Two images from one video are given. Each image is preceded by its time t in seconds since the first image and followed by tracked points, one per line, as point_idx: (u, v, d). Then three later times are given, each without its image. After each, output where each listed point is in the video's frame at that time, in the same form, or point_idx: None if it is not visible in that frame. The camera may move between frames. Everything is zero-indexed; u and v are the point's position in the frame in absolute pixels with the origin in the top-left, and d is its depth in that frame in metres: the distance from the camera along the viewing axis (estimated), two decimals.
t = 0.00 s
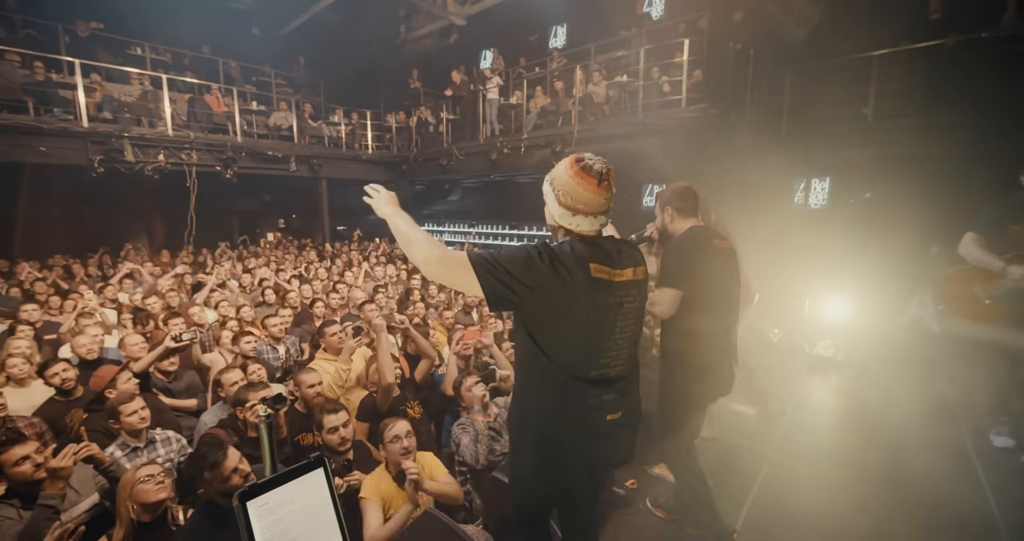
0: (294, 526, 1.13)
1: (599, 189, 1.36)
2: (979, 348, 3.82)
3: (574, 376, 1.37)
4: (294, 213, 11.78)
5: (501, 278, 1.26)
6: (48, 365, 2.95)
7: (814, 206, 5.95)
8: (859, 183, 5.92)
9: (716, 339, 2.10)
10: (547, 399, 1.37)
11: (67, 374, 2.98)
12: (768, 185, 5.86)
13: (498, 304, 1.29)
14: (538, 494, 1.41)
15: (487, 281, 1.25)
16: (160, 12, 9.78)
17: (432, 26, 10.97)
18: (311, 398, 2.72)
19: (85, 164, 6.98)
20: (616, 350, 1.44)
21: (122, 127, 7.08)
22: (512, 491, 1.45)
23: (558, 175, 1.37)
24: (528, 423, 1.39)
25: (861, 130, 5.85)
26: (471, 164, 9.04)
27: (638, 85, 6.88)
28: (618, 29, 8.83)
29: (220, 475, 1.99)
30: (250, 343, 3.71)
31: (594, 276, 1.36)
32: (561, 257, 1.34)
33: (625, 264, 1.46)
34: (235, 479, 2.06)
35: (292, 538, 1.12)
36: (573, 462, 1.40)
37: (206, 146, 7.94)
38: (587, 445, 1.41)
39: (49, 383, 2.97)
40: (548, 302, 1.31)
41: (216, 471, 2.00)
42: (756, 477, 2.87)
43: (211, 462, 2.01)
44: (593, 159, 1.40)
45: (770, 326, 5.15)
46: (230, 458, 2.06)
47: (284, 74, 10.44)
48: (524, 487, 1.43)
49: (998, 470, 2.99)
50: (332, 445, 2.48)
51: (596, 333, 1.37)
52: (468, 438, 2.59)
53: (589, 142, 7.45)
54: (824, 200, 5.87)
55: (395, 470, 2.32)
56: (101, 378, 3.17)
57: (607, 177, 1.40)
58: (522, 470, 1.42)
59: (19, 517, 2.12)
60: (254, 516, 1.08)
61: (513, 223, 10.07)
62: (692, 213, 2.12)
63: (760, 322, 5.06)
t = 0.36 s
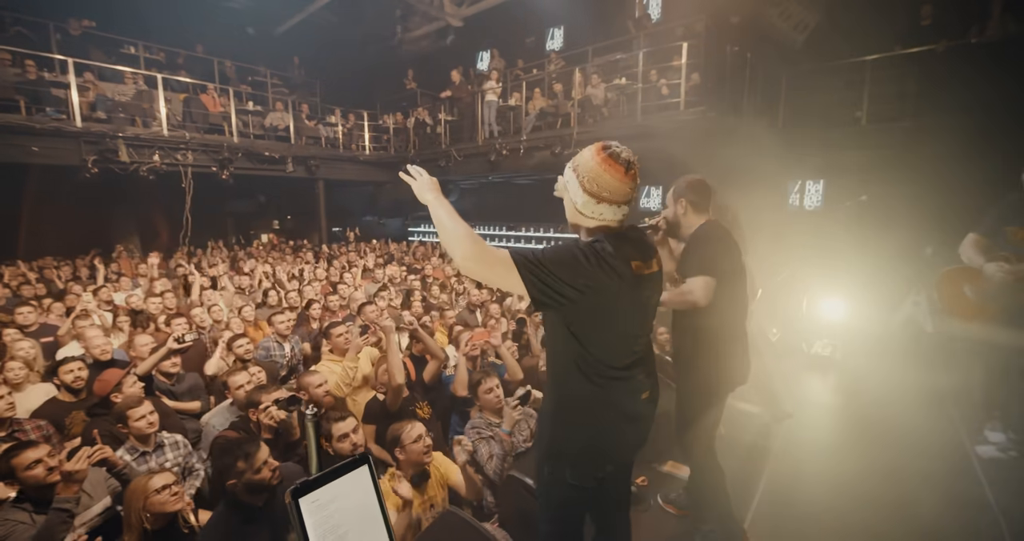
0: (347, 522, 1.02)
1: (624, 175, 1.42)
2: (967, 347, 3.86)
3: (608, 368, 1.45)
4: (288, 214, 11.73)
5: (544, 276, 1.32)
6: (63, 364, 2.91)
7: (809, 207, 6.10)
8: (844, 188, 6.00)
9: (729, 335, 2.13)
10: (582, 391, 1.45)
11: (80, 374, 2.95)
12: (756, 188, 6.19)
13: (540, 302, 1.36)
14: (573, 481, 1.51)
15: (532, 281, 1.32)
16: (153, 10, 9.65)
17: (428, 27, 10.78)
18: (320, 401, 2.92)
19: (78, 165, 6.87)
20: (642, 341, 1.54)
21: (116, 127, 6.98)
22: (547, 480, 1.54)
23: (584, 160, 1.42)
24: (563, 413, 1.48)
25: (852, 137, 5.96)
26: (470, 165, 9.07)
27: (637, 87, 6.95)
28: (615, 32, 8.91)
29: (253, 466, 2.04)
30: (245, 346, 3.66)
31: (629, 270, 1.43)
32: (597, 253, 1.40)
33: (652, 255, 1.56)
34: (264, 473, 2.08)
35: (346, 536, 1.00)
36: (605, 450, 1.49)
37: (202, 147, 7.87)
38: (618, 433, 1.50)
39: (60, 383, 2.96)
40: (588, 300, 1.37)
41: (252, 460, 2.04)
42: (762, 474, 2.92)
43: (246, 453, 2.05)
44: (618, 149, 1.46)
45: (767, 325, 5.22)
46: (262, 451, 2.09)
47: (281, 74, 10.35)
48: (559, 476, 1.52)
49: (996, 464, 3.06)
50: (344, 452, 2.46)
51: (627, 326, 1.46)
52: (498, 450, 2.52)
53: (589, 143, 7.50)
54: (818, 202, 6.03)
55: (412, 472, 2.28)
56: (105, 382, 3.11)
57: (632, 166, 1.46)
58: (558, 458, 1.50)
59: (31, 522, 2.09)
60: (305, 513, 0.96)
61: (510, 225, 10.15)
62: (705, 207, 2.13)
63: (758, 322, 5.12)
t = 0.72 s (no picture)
0: (388, 509, 1.04)
1: (621, 178, 1.33)
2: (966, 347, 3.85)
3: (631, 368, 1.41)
4: (278, 213, 11.63)
5: (541, 298, 1.32)
6: (31, 371, 2.91)
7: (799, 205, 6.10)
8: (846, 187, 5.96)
9: (737, 334, 2.19)
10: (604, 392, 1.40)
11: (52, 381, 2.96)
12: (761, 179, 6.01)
13: (544, 322, 1.35)
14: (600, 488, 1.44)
15: (534, 305, 1.32)
16: (141, 7, 9.50)
17: (421, 27, 11.01)
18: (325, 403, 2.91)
19: (65, 163, 6.74)
20: (662, 340, 1.50)
21: (105, 125, 6.87)
22: (572, 487, 1.47)
23: (580, 165, 1.35)
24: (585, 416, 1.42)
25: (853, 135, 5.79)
26: (464, 165, 9.09)
27: (630, 88, 7.05)
28: (608, 33, 9.00)
29: (278, 461, 2.20)
30: (245, 346, 3.60)
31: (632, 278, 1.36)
32: (594, 265, 1.34)
33: (657, 254, 1.46)
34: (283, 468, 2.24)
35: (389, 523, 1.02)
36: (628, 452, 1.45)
37: (193, 145, 7.78)
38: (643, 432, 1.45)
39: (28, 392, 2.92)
40: (594, 313, 1.33)
41: (276, 455, 2.21)
42: (764, 466, 2.99)
43: (272, 447, 2.20)
44: (615, 152, 1.38)
45: (763, 321, 5.32)
46: (287, 447, 2.27)
47: (272, 72, 10.26)
48: (584, 482, 1.45)
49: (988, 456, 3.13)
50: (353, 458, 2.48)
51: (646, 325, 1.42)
52: (514, 454, 2.41)
53: (584, 143, 7.57)
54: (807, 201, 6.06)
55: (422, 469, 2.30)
56: (105, 383, 2.91)
57: (630, 168, 1.38)
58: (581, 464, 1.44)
59: (40, 524, 2.05)
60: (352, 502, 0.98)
61: (503, 224, 10.20)
62: (714, 209, 2.19)
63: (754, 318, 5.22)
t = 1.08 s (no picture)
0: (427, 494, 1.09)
1: (653, 164, 1.40)
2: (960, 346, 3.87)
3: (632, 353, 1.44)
4: (268, 213, 11.52)
5: (554, 262, 1.31)
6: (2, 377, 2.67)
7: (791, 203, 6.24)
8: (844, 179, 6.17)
9: (740, 323, 2.23)
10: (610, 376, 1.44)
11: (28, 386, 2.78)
12: (771, 170, 5.94)
13: (550, 287, 1.34)
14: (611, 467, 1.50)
15: (544, 268, 1.31)
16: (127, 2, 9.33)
17: (413, 25, 10.63)
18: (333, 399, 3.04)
19: (52, 161, 6.59)
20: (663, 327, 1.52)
21: (93, 122, 6.74)
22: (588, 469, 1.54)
23: (614, 150, 1.42)
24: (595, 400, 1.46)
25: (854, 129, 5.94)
26: (458, 164, 9.10)
27: (624, 88, 7.14)
28: (600, 33, 9.09)
29: (291, 455, 2.26)
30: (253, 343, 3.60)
31: (640, 259, 1.39)
32: (612, 242, 1.37)
33: (673, 243, 1.49)
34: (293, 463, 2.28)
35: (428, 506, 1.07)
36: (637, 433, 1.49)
37: (183, 143, 7.68)
38: (648, 413, 1.50)
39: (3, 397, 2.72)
40: (596, 283, 1.36)
41: (288, 452, 2.26)
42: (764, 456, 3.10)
43: (284, 442, 2.28)
44: (648, 138, 1.45)
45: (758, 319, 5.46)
46: (300, 441, 2.33)
47: (263, 69, 10.12)
48: (595, 461, 1.52)
49: (979, 448, 3.21)
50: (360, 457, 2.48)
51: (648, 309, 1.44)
52: (523, 451, 2.42)
53: (579, 143, 7.63)
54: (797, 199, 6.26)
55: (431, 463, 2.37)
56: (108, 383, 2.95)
57: (662, 155, 1.45)
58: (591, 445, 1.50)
59: (49, 522, 2.03)
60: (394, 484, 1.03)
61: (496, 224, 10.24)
62: (724, 199, 2.24)
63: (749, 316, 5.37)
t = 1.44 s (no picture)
0: (450, 494, 1.12)
1: (671, 171, 1.48)
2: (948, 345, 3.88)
3: (652, 348, 1.52)
4: (255, 213, 11.37)
5: (590, 256, 1.38)
6: None
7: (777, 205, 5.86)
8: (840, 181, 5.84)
9: (741, 326, 2.21)
10: (624, 369, 1.54)
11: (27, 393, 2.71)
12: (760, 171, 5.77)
13: (584, 279, 1.41)
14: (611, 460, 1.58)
15: (581, 260, 1.36)
16: None
17: (403, 25, 10.59)
18: (332, 402, 2.99)
19: (33, 161, 6.41)
20: (682, 330, 1.59)
21: (76, 120, 6.58)
22: (586, 459, 1.62)
23: (631, 162, 1.48)
24: (602, 392, 1.58)
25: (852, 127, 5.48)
26: (450, 164, 9.09)
27: (616, 90, 7.22)
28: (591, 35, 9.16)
29: (289, 457, 2.24)
30: (253, 343, 3.56)
31: (667, 257, 1.48)
32: (644, 238, 1.45)
33: (693, 247, 1.58)
34: (297, 466, 2.28)
35: (450, 507, 1.10)
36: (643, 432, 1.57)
37: (170, 143, 7.56)
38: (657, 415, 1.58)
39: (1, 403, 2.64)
40: (627, 278, 1.43)
41: (287, 453, 2.24)
42: (761, 455, 3.15)
43: (282, 444, 2.25)
44: (665, 148, 1.53)
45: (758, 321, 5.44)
46: (298, 442, 2.30)
47: (250, 67, 9.96)
48: (595, 454, 1.61)
49: (972, 446, 3.21)
50: (365, 461, 2.49)
51: (670, 308, 1.51)
52: (526, 451, 2.45)
53: (571, 143, 7.67)
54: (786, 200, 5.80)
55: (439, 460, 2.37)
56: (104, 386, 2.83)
57: (677, 163, 1.53)
58: (594, 436, 1.59)
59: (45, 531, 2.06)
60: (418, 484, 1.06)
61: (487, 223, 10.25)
62: (726, 204, 2.25)
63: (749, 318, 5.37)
